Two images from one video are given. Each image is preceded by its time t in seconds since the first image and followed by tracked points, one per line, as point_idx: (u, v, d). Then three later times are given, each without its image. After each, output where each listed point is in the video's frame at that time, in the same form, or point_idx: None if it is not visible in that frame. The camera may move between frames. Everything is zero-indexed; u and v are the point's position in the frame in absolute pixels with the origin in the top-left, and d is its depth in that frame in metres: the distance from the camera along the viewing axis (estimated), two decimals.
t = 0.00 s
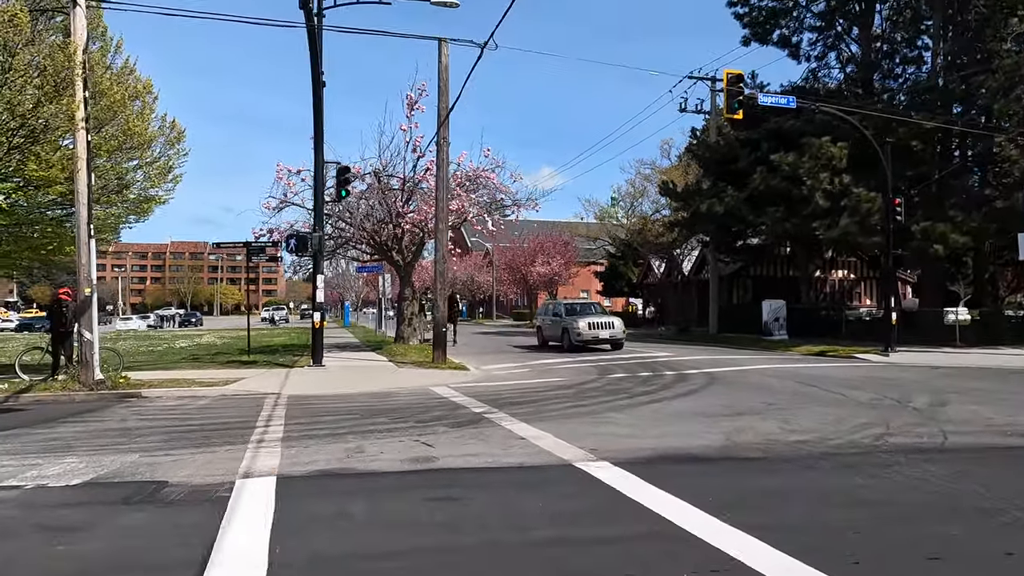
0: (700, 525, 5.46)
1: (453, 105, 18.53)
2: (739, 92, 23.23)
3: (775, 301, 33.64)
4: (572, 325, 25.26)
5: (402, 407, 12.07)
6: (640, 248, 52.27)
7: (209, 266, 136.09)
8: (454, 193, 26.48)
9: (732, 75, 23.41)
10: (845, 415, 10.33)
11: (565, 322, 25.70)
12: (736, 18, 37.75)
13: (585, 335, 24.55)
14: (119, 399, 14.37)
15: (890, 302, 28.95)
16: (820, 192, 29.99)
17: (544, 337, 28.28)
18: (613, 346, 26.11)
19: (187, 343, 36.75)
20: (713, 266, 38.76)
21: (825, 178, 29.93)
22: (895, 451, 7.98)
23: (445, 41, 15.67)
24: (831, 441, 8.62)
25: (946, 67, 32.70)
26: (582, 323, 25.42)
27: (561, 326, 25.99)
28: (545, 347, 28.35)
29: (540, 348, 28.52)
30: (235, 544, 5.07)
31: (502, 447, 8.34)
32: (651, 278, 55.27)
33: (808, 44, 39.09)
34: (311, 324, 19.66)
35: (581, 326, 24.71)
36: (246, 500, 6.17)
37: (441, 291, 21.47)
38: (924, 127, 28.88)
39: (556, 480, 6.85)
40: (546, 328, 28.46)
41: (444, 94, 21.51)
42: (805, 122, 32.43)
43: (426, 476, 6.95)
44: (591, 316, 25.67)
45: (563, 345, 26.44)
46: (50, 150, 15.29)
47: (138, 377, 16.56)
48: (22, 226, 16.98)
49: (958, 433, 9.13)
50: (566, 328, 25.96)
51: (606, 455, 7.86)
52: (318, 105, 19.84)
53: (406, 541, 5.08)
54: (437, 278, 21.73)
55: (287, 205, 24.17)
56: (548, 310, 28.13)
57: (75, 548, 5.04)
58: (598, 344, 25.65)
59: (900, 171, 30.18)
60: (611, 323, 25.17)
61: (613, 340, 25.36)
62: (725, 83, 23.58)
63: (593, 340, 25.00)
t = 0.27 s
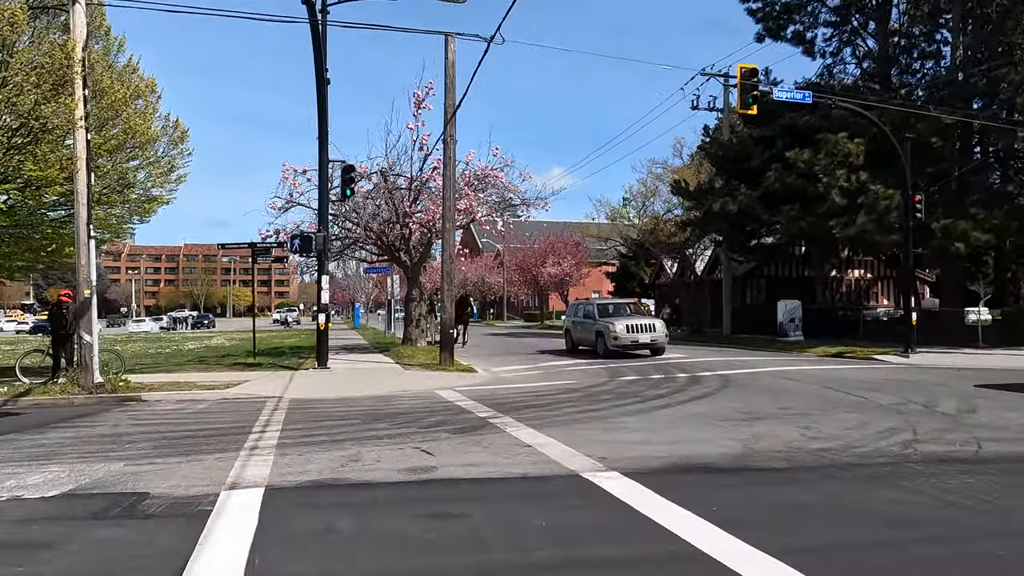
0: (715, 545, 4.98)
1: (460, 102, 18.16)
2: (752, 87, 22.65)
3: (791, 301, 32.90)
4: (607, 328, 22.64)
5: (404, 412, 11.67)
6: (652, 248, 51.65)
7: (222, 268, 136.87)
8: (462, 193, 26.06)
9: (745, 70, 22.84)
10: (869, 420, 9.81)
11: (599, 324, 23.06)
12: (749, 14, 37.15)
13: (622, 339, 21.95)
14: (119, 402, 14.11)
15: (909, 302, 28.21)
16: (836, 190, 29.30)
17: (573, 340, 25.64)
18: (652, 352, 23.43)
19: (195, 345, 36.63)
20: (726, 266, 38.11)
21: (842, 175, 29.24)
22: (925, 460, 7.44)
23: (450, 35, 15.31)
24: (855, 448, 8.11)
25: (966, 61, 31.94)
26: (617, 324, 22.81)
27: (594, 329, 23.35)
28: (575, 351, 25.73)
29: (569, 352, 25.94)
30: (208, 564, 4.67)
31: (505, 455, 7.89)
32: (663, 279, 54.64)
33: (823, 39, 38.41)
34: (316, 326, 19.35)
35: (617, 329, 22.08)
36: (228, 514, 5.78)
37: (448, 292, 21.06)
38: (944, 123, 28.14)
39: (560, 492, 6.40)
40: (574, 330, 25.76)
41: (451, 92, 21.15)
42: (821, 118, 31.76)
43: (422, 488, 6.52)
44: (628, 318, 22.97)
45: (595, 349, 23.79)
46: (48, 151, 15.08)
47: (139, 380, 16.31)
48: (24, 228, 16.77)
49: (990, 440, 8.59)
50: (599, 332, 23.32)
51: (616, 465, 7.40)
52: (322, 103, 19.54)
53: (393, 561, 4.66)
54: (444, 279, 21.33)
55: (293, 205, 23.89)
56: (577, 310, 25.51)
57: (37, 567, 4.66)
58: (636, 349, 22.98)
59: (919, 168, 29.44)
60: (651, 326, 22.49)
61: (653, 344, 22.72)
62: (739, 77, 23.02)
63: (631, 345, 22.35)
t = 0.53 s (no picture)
0: None
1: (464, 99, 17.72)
2: (765, 84, 22.05)
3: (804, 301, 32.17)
4: (649, 332, 19.88)
5: (404, 418, 11.20)
6: (662, 249, 51.00)
7: (231, 270, 137.32)
8: (467, 192, 25.56)
9: (757, 66, 22.25)
10: (897, 429, 9.21)
11: (639, 329, 20.31)
12: (760, 10, 36.57)
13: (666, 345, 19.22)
14: (113, 408, 13.74)
15: (926, 301, 27.51)
16: (851, 188, 28.64)
17: (607, 345, 22.93)
18: (698, 359, 20.66)
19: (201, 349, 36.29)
20: (738, 266, 37.45)
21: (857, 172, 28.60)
22: (960, 475, 6.88)
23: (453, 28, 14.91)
24: (883, 460, 7.53)
25: (984, 56, 31.23)
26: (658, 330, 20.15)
27: (633, 333, 20.60)
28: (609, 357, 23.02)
29: (601, 358, 23.29)
30: None
31: (506, 467, 7.38)
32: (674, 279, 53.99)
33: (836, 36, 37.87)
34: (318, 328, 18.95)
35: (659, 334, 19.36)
36: (203, 538, 5.31)
37: (453, 294, 20.57)
38: (962, 118, 27.43)
39: (563, 513, 5.86)
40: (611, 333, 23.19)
41: (455, 89, 20.72)
42: (835, 114, 31.06)
43: (413, 507, 6.01)
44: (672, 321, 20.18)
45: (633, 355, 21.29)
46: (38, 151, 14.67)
47: (136, 384, 15.95)
48: (20, 230, 16.45)
49: None
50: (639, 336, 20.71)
51: (625, 480, 6.88)
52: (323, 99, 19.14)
53: None
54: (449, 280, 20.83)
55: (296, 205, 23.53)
56: (610, 312, 22.87)
57: None
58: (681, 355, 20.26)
59: (938, 164, 28.66)
60: (698, 330, 19.74)
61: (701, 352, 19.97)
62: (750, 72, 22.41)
63: (676, 351, 19.60)
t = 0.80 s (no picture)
0: None
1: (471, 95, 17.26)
2: (779, 79, 21.44)
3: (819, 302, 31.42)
4: (705, 337, 16.62)
5: (408, 426, 10.70)
6: (671, 250, 50.37)
7: (239, 273, 137.47)
8: (475, 192, 25.01)
9: (771, 61, 21.66)
10: (931, 438, 8.65)
11: (691, 333, 17.03)
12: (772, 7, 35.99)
13: (726, 353, 16.02)
14: (110, 413, 13.30)
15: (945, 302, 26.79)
16: (867, 186, 27.97)
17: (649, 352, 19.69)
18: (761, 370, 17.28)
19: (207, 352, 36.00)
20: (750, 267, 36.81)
21: (872, 170, 27.93)
22: (1008, 490, 6.32)
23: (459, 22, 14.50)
24: (920, 472, 7.00)
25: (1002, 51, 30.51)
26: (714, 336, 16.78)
27: (683, 338, 17.36)
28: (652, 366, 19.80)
29: (642, 367, 20.13)
30: None
31: (514, 481, 6.87)
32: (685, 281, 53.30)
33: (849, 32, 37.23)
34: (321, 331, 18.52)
35: (717, 339, 16.14)
36: (182, 561, 4.83)
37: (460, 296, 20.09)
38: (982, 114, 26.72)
39: (577, 533, 5.36)
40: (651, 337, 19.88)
41: (462, 86, 20.25)
42: (849, 112, 30.40)
43: (414, 526, 5.53)
44: (731, 324, 16.88)
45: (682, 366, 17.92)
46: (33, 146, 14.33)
47: (134, 389, 15.53)
48: (15, 230, 16.08)
49: None
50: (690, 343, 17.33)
51: (642, 496, 6.36)
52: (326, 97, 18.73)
53: None
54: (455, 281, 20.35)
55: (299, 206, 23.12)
56: (652, 313, 19.51)
57: None
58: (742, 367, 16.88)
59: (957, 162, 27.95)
60: (763, 337, 16.35)
61: (767, 363, 16.60)
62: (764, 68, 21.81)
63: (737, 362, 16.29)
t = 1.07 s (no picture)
0: None
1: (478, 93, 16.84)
2: (794, 76, 20.88)
3: (833, 304, 30.73)
4: (783, 345, 13.40)
5: (413, 435, 10.21)
6: (680, 252, 49.76)
7: (248, 276, 137.65)
8: (482, 193, 24.50)
9: (785, 58, 21.11)
10: (971, 450, 8.09)
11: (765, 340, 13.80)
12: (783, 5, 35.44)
13: (813, 365, 12.78)
14: (106, 421, 12.89)
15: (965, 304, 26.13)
16: (883, 185, 27.35)
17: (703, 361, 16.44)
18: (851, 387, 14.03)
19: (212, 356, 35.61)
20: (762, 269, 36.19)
21: (889, 169, 27.31)
22: None
23: (465, 16, 14.07)
24: (966, 489, 6.46)
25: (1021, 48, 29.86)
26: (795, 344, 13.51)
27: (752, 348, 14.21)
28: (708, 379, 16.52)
29: (695, 380, 16.86)
30: None
31: (526, 500, 6.35)
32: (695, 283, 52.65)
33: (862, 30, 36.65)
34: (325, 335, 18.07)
35: (801, 348, 12.91)
36: None
37: (467, 298, 19.60)
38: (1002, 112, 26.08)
39: (598, 561, 4.84)
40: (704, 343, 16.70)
41: (468, 84, 19.82)
42: (864, 110, 29.79)
43: (418, 553, 5.02)
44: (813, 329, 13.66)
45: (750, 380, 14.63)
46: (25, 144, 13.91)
47: (133, 395, 15.12)
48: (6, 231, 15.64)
49: None
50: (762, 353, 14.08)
51: (666, 517, 5.83)
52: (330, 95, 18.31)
53: None
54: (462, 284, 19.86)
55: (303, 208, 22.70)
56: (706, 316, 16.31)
57: None
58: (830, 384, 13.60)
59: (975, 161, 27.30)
60: (857, 346, 13.09)
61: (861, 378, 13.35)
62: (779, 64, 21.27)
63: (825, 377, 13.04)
